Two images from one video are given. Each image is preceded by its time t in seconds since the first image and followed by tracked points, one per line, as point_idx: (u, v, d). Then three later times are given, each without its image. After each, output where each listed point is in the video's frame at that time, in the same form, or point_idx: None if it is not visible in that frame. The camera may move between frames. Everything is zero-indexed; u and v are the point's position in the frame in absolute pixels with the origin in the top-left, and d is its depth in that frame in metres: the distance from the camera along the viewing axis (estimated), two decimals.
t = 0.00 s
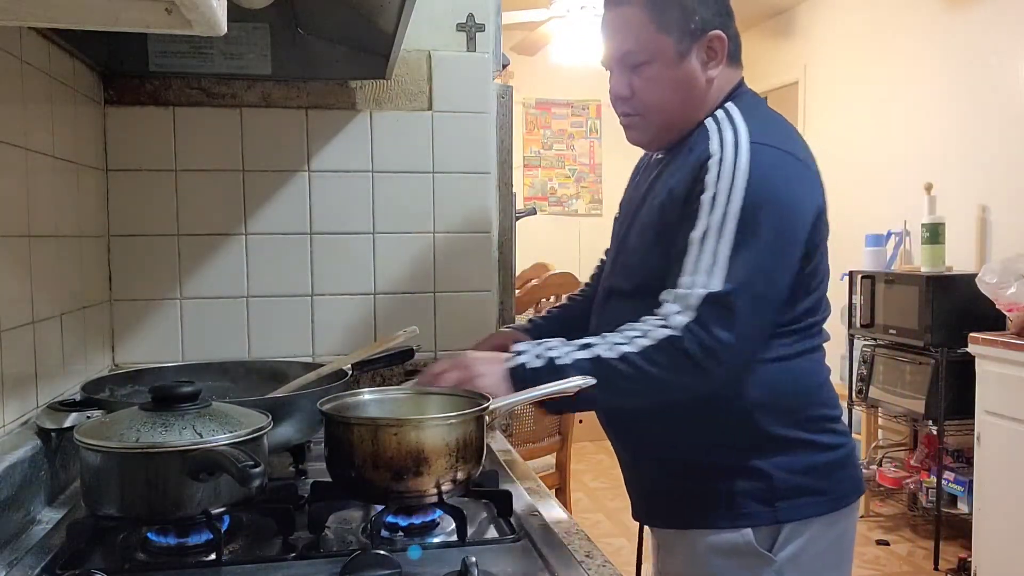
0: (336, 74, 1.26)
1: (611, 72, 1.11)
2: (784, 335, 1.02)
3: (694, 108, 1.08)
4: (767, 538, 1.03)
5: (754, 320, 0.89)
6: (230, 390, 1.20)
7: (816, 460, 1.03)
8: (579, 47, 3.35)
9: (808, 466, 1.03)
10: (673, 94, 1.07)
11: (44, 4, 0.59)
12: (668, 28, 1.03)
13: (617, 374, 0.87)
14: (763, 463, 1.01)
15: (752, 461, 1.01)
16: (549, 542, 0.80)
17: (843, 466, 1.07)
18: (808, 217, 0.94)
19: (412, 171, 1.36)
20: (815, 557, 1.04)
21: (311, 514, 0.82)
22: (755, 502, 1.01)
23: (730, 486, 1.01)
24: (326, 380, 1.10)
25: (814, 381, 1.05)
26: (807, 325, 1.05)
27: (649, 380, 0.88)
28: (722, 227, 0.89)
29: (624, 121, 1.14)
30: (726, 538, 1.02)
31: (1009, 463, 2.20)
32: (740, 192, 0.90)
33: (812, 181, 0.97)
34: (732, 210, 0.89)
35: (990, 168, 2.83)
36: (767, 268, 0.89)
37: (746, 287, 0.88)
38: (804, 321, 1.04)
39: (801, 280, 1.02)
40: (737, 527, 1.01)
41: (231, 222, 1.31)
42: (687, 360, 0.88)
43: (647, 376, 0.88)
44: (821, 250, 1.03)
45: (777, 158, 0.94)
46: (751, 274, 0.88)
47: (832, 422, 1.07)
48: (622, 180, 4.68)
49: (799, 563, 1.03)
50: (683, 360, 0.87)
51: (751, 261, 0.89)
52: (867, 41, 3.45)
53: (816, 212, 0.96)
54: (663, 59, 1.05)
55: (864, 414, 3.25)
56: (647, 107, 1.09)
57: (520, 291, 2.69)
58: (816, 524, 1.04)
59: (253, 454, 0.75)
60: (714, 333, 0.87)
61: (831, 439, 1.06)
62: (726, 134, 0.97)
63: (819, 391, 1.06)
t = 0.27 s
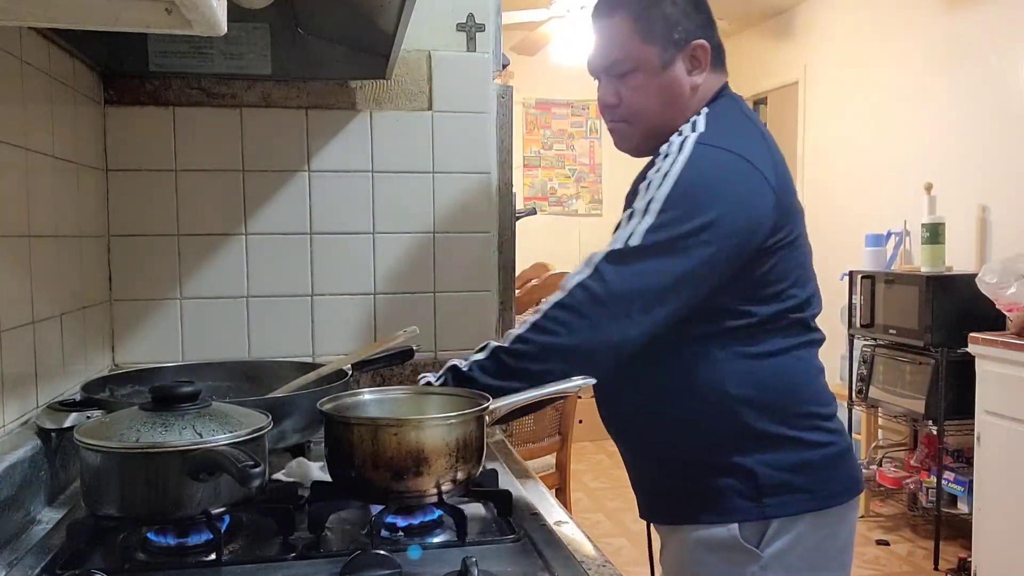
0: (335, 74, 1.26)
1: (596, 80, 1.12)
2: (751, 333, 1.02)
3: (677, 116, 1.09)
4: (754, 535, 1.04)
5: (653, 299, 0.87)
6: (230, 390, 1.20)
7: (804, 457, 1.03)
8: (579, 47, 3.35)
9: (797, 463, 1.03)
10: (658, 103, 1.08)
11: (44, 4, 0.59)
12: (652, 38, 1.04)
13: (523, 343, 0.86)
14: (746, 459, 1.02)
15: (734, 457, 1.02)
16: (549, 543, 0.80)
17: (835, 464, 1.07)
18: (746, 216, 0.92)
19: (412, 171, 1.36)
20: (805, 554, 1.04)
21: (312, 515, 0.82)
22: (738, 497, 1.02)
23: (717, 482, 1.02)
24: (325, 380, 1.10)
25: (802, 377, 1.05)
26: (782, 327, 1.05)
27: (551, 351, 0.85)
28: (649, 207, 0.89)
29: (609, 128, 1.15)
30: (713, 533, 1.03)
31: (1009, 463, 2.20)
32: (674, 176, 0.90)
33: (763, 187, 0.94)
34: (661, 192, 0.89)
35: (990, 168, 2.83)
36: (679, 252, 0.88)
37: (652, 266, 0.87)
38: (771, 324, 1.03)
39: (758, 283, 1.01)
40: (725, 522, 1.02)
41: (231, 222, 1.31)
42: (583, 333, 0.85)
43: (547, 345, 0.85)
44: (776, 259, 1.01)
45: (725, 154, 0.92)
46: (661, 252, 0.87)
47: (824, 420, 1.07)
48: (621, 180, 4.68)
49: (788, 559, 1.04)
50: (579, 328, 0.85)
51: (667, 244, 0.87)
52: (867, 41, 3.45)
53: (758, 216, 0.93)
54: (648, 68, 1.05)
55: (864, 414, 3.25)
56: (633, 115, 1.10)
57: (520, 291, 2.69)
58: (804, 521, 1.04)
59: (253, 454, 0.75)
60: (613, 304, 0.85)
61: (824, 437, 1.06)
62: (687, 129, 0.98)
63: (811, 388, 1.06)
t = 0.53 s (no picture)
0: (334, 74, 1.26)
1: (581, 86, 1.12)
2: (739, 330, 1.03)
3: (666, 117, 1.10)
4: (749, 530, 1.04)
5: (633, 263, 0.87)
6: (230, 390, 1.20)
7: (796, 452, 1.04)
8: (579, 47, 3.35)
9: (789, 458, 1.03)
10: (646, 105, 1.08)
11: (44, 4, 0.59)
12: (636, 41, 1.04)
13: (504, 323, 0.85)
14: (739, 455, 1.02)
15: (725, 452, 1.02)
16: (547, 543, 0.80)
17: (828, 460, 1.06)
18: (716, 188, 0.94)
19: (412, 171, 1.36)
20: (800, 549, 1.04)
21: (311, 514, 0.82)
22: (733, 492, 1.02)
23: (709, 477, 1.02)
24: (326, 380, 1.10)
25: (792, 375, 1.05)
26: (769, 325, 1.05)
27: (532, 322, 0.84)
28: (620, 188, 0.92)
29: (598, 133, 1.14)
30: (706, 528, 1.03)
31: (1009, 462, 2.20)
32: (642, 158, 0.94)
33: (733, 162, 0.96)
34: (630, 173, 0.93)
35: (990, 168, 2.83)
36: (654, 216, 0.89)
37: (629, 231, 0.88)
38: (755, 322, 1.04)
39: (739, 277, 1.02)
40: (718, 516, 1.02)
41: (232, 222, 1.31)
42: (564, 298, 0.84)
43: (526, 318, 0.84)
44: (754, 250, 1.02)
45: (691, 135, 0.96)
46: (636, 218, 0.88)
47: (818, 415, 1.07)
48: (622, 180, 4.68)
49: (783, 554, 1.04)
50: (558, 294, 0.85)
51: (643, 210, 0.89)
52: (867, 41, 3.45)
53: (729, 189, 0.95)
54: (634, 70, 1.06)
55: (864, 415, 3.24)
56: (622, 119, 1.10)
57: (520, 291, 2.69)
58: (799, 516, 1.04)
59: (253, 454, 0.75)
60: (592, 269, 0.86)
61: (817, 433, 1.06)
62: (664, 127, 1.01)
63: (804, 385, 1.06)
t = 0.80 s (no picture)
0: (334, 74, 1.26)
1: (591, 82, 1.12)
2: (736, 325, 1.03)
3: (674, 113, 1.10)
4: (743, 528, 1.04)
5: (639, 253, 0.87)
6: (230, 390, 1.20)
7: (795, 451, 1.04)
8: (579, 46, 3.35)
9: (787, 458, 1.03)
10: (654, 100, 1.09)
11: (43, 4, 0.59)
12: (645, 36, 1.05)
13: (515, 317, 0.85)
14: (736, 453, 1.02)
15: (722, 450, 1.02)
16: (547, 543, 0.80)
17: (825, 459, 1.07)
18: (722, 180, 0.94)
19: (412, 171, 1.36)
20: (796, 546, 1.04)
21: (311, 515, 0.82)
22: (729, 490, 1.02)
23: (702, 475, 1.02)
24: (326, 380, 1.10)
25: (788, 373, 1.05)
26: (765, 322, 1.05)
27: (541, 313, 0.84)
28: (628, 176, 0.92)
29: (605, 128, 1.15)
30: (702, 526, 1.03)
31: (1009, 462, 2.20)
32: (650, 147, 0.94)
33: (739, 155, 0.97)
34: (639, 161, 0.93)
35: (990, 168, 2.83)
36: (661, 207, 0.89)
37: (636, 219, 0.88)
38: (751, 318, 1.04)
39: (736, 271, 1.02)
40: (713, 514, 1.02)
41: (232, 222, 1.31)
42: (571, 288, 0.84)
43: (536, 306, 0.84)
44: (755, 244, 1.03)
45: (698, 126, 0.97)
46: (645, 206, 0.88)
47: (812, 413, 1.07)
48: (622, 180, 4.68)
49: (778, 551, 1.03)
50: (566, 285, 0.84)
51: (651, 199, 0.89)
52: (867, 40, 3.45)
53: (735, 181, 0.95)
54: (643, 65, 1.06)
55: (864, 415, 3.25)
56: (629, 114, 1.10)
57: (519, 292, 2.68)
58: (793, 513, 1.04)
59: (253, 454, 0.75)
60: (599, 258, 0.86)
61: (814, 431, 1.06)
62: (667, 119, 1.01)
63: (800, 383, 1.06)
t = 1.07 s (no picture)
0: (334, 74, 1.26)
1: (598, 82, 1.14)
2: (735, 321, 1.03)
3: (680, 113, 1.11)
4: (741, 525, 1.04)
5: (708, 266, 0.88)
6: (231, 390, 1.20)
7: (796, 451, 1.04)
8: (579, 46, 3.35)
9: (788, 457, 1.04)
10: (661, 100, 1.10)
11: (43, 4, 0.59)
12: (652, 37, 1.07)
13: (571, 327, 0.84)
14: (738, 452, 1.02)
15: (722, 447, 1.02)
16: (547, 543, 0.80)
17: (824, 458, 1.07)
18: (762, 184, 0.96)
19: (412, 171, 1.36)
20: (791, 545, 1.05)
21: (311, 515, 0.82)
22: (724, 489, 1.02)
23: (696, 472, 1.03)
24: (326, 380, 1.10)
25: (788, 372, 1.05)
26: (769, 320, 1.05)
27: (621, 329, 0.85)
28: (682, 185, 0.90)
29: (613, 128, 1.16)
30: (698, 522, 1.03)
31: (1009, 462, 2.19)
32: (700, 154, 0.92)
33: (767, 155, 0.99)
34: (691, 169, 0.91)
35: (990, 168, 2.83)
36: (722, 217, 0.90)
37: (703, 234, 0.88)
38: (760, 315, 1.04)
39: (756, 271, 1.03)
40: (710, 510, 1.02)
41: (232, 222, 1.31)
42: (651, 307, 0.85)
43: (600, 318, 0.84)
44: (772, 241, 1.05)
45: (731, 131, 0.97)
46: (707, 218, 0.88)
47: (813, 413, 1.08)
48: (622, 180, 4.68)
49: (772, 550, 1.04)
50: (641, 300, 0.84)
51: (709, 211, 0.89)
52: (868, 40, 3.45)
53: (769, 183, 0.98)
54: (649, 65, 1.08)
55: (864, 415, 3.25)
56: (636, 113, 1.12)
57: (519, 292, 2.69)
58: (789, 513, 1.04)
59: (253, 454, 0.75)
60: (670, 277, 0.86)
61: (814, 431, 1.07)
62: (691, 117, 1.00)
63: (800, 383, 1.07)
